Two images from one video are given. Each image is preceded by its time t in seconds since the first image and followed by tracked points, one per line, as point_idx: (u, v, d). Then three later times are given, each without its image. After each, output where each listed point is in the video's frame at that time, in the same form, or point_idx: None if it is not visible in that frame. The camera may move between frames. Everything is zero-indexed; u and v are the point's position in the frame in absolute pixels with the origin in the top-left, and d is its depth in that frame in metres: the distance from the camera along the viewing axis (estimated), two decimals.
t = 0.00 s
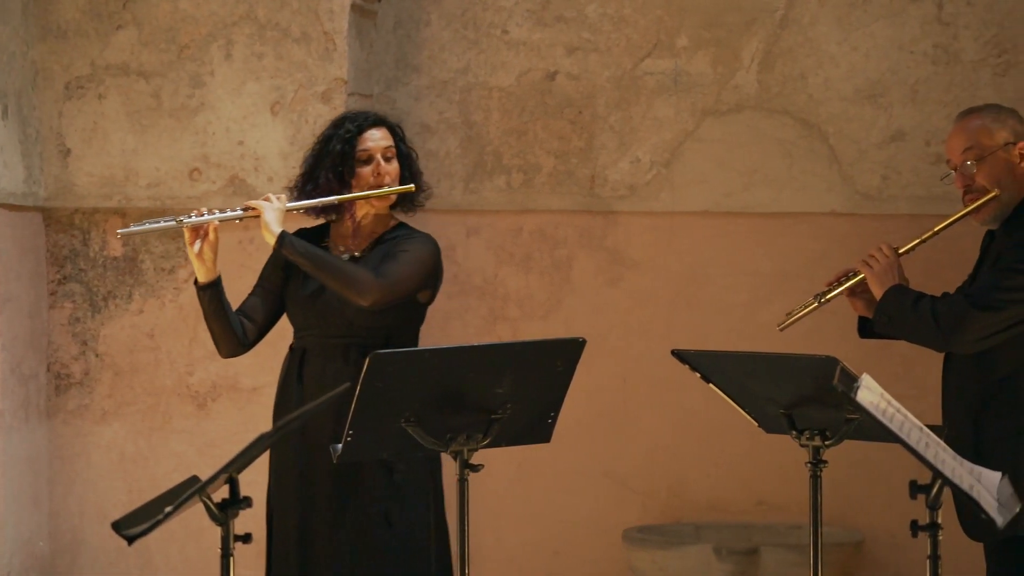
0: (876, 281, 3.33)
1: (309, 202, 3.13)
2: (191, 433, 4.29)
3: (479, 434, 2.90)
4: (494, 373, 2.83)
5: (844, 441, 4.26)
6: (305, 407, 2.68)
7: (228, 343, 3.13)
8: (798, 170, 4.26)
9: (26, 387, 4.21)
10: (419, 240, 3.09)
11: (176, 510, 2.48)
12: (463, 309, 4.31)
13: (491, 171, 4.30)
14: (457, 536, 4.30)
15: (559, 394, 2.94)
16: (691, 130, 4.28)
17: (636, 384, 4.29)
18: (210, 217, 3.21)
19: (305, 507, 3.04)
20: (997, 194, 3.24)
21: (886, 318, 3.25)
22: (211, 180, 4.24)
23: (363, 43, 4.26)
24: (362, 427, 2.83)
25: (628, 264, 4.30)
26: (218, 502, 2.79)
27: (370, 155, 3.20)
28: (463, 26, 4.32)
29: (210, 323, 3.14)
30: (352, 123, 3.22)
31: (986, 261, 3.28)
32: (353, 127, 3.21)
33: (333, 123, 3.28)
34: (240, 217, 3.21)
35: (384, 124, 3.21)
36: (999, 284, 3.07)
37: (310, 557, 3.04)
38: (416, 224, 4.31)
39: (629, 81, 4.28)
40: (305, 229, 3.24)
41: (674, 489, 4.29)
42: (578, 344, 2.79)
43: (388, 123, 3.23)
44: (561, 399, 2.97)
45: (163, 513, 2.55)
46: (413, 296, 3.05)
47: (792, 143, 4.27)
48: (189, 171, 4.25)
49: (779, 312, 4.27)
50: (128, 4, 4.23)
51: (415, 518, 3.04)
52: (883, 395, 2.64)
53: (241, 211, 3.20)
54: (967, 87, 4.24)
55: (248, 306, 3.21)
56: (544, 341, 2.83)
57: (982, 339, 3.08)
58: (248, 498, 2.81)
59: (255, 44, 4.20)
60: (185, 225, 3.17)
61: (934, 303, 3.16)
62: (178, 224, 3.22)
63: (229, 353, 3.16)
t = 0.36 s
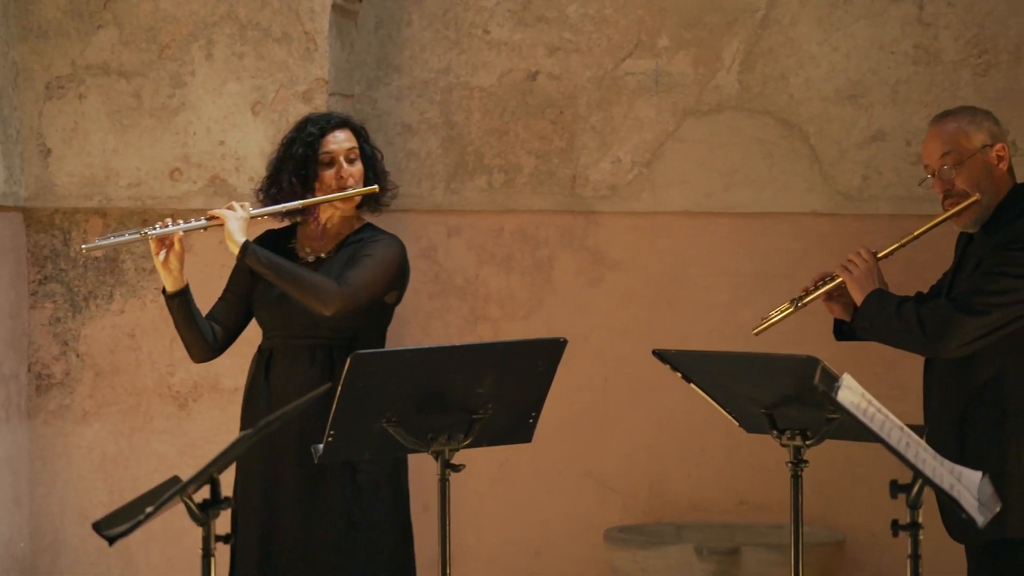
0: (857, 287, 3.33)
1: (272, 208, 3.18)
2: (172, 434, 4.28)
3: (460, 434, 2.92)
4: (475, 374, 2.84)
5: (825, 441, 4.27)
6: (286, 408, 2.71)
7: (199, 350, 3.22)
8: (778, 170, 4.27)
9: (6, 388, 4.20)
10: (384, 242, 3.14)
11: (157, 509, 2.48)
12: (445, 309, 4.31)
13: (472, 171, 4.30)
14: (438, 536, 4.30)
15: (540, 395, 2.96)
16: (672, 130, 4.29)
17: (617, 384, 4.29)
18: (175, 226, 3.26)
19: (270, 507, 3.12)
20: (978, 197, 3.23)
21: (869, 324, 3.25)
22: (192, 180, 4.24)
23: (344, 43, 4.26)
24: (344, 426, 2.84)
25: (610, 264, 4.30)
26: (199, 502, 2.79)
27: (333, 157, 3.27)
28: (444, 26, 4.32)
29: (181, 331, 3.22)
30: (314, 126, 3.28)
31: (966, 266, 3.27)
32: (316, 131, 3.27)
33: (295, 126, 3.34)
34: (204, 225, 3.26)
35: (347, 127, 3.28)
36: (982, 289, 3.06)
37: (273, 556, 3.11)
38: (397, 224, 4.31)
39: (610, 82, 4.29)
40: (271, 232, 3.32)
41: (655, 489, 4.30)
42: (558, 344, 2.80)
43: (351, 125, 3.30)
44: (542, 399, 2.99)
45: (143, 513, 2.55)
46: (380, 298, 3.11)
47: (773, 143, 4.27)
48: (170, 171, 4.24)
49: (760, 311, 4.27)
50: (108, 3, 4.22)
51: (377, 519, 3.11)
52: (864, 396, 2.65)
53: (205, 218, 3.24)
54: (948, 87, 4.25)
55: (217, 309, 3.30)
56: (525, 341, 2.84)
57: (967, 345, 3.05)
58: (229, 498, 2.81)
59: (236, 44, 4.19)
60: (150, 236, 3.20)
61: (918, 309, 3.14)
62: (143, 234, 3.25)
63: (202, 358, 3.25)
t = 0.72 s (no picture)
0: (839, 295, 3.34)
1: (243, 214, 3.23)
2: (153, 434, 4.28)
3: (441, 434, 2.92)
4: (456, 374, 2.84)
5: (806, 440, 4.27)
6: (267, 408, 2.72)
7: (175, 356, 3.28)
8: (760, 170, 4.27)
9: None
10: (353, 245, 3.21)
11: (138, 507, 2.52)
12: (426, 309, 4.31)
13: (453, 171, 4.30)
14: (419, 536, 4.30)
15: (523, 395, 2.96)
16: (653, 130, 4.29)
17: (598, 384, 4.29)
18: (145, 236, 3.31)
19: (240, 506, 3.17)
20: (959, 202, 3.25)
21: (857, 333, 3.25)
22: (172, 180, 4.23)
23: (325, 43, 4.26)
24: (326, 426, 2.85)
25: (591, 264, 4.30)
26: (181, 505, 2.81)
27: (302, 160, 3.34)
28: (425, 26, 4.32)
29: (156, 339, 3.27)
30: (283, 129, 3.35)
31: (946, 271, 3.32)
32: (284, 133, 3.34)
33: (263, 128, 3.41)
34: (175, 235, 3.29)
35: (315, 129, 3.34)
36: (971, 296, 3.11)
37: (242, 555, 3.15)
38: (378, 225, 4.31)
39: (591, 81, 4.29)
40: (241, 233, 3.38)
41: (636, 489, 4.30)
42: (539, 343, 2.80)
43: (320, 127, 3.36)
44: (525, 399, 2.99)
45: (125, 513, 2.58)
46: (353, 301, 3.18)
47: (754, 143, 4.28)
48: (150, 171, 4.23)
49: (741, 311, 4.27)
50: (89, 3, 4.22)
51: (345, 519, 3.16)
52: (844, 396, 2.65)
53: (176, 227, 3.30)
54: (929, 87, 4.25)
55: (190, 314, 3.35)
56: (507, 341, 2.84)
57: (959, 352, 3.09)
58: (210, 499, 2.84)
59: (217, 44, 4.19)
60: (122, 248, 3.26)
61: (908, 318, 3.18)
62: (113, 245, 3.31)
63: (178, 364, 3.32)
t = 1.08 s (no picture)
0: (826, 305, 3.35)
1: (223, 220, 3.25)
2: (136, 434, 4.27)
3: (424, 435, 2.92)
4: (439, 376, 2.85)
5: (788, 440, 4.27)
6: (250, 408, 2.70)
7: (156, 360, 3.31)
8: (742, 170, 4.27)
9: None
10: (332, 249, 3.23)
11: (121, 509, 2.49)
12: (409, 309, 4.31)
13: (436, 171, 4.30)
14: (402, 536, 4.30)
15: (506, 395, 2.96)
16: (636, 130, 4.29)
17: (580, 384, 4.29)
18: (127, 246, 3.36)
19: (221, 508, 3.16)
20: (943, 209, 3.24)
21: (847, 345, 3.26)
22: (155, 180, 4.22)
23: (308, 43, 4.26)
24: (308, 426, 2.85)
25: (574, 264, 4.30)
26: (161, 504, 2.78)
27: (280, 162, 3.35)
28: (408, 26, 4.32)
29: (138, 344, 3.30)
30: (260, 132, 3.36)
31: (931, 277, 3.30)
32: (262, 136, 3.35)
33: (240, 131, 3.42)
34: (157, 243, 3.36)
35: (293, 131, 3.37)
36: (963, 304, 3.10)
37: (225, 558, 3.14)
38: (361, 225, 4.31)
39: (574, 82, 4.29)
40: (218, 236, 3.38)
41: (619, 490, 4.30)
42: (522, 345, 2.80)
43: (297, 129, 3.38)
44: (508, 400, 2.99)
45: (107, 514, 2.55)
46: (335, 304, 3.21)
47: (736, 143, 4.28)
48: (133, 172, 4.23)
49: (724, 311, 4.27)
50: (71, 3, 4.21)
51: (326, 520, 3.16)
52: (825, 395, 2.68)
53: (157, 237, 3.35)
54: (911, 87, 4.25)
55: (170, 318, 3.37)
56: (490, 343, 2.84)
57: (954, 360, 3.09)
58: (192, 498, 2.81)
59: (200, 44, 4.19)
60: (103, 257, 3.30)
61: (902, 328, 3.17)
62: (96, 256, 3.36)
63: (160, 368, 3.34)
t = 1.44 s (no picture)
0: (813, 312, 3.33)
1: (212, 224, 3.24)
2: (118, 435, 4.27)
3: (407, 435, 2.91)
4: (421, 377, 2.84)
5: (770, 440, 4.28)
6: (232, 409, 2.68)
7: (144, 364, 3.29)
8: (725, 170, 4.27)
9: None
10: (319, 251, 3.23)
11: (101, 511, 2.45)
12: (392, 309, 4.31)
13: (419, 171, 4.30)
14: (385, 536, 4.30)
15: (489, 396, 2.95)
16: (618, 130, 4.30)
17: (563, 384, 4.29)
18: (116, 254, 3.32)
19: (207, 507, 3.15)
20: (927, 212, 3.22)
21: (836, 351, 3.25)
22: (137, 180, 4.21)
23: (290, 43, 4.26)
24: (290, 427, 2.84)
25: (557, 264, 4.30)
26: (144, 504, 2.75)
27: (266, 164, 3.35)
28: (391, 26, 4.32)
29: (126, 347, 3.28)
30: (247, 133, 3.35)
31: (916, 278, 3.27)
32: (249, 138, 3.34)
33: (225, 131, 3.40)
34: (146, 250, 3.32)
35: (279, 132, 3.36)
36: (950, 309, 3.06)
37: (211, 556, 3.14)
38: (344, 225, 4.31)
39: (556, 82, 4.29)
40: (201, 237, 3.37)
41: (602, 490, 4.29)
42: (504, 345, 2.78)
43: (283, 130, 3.38)
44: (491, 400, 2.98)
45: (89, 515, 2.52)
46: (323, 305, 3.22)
47: (719, 143, 4.28)
48: (115, 171, 4.22)
49: (706, 311, 4.28)
50: (54, 3, 4.21)
51: (312, 519, 3.17)
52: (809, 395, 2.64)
53: (147, 244, 3.31)
54: (894, 87, 4.25)
55: (155, 321, 3.36)
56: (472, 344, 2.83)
57: (944, 364, 3.04)
58: (174, 498, 2.78)
59: (182, 44, 4.18)
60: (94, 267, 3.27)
61: (889, 333, 3.13)
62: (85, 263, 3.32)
63: (146, 370, 3.33)
